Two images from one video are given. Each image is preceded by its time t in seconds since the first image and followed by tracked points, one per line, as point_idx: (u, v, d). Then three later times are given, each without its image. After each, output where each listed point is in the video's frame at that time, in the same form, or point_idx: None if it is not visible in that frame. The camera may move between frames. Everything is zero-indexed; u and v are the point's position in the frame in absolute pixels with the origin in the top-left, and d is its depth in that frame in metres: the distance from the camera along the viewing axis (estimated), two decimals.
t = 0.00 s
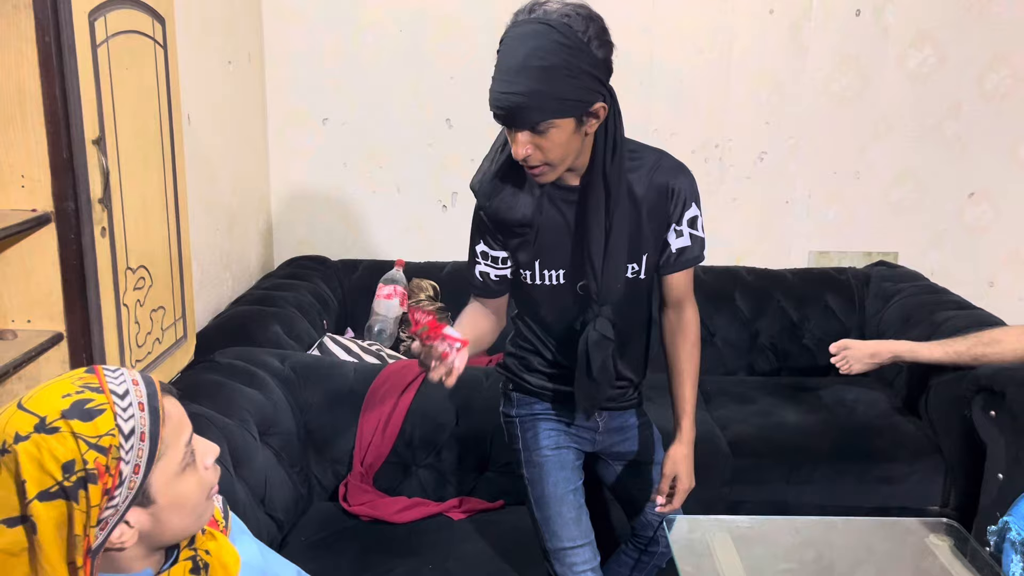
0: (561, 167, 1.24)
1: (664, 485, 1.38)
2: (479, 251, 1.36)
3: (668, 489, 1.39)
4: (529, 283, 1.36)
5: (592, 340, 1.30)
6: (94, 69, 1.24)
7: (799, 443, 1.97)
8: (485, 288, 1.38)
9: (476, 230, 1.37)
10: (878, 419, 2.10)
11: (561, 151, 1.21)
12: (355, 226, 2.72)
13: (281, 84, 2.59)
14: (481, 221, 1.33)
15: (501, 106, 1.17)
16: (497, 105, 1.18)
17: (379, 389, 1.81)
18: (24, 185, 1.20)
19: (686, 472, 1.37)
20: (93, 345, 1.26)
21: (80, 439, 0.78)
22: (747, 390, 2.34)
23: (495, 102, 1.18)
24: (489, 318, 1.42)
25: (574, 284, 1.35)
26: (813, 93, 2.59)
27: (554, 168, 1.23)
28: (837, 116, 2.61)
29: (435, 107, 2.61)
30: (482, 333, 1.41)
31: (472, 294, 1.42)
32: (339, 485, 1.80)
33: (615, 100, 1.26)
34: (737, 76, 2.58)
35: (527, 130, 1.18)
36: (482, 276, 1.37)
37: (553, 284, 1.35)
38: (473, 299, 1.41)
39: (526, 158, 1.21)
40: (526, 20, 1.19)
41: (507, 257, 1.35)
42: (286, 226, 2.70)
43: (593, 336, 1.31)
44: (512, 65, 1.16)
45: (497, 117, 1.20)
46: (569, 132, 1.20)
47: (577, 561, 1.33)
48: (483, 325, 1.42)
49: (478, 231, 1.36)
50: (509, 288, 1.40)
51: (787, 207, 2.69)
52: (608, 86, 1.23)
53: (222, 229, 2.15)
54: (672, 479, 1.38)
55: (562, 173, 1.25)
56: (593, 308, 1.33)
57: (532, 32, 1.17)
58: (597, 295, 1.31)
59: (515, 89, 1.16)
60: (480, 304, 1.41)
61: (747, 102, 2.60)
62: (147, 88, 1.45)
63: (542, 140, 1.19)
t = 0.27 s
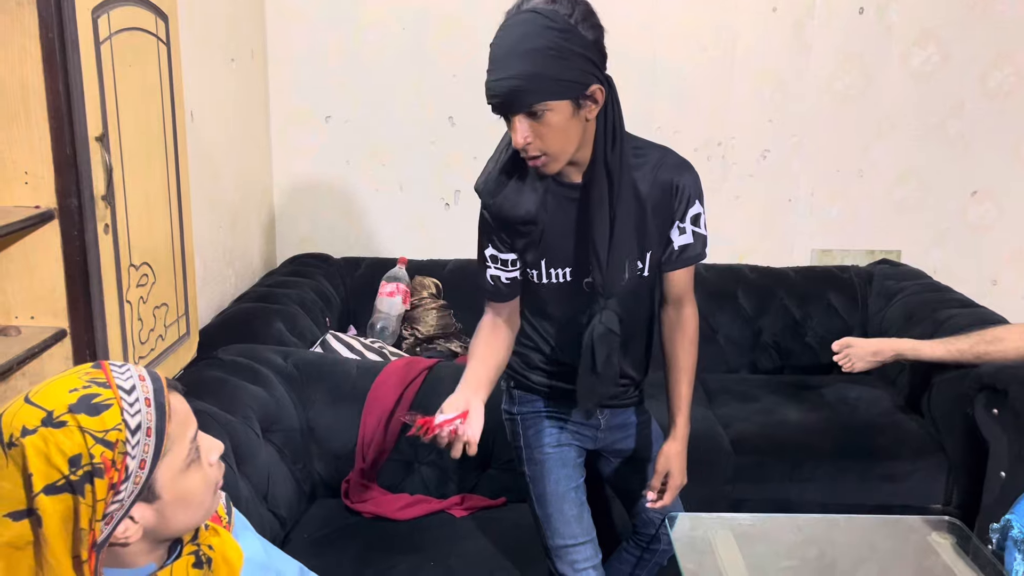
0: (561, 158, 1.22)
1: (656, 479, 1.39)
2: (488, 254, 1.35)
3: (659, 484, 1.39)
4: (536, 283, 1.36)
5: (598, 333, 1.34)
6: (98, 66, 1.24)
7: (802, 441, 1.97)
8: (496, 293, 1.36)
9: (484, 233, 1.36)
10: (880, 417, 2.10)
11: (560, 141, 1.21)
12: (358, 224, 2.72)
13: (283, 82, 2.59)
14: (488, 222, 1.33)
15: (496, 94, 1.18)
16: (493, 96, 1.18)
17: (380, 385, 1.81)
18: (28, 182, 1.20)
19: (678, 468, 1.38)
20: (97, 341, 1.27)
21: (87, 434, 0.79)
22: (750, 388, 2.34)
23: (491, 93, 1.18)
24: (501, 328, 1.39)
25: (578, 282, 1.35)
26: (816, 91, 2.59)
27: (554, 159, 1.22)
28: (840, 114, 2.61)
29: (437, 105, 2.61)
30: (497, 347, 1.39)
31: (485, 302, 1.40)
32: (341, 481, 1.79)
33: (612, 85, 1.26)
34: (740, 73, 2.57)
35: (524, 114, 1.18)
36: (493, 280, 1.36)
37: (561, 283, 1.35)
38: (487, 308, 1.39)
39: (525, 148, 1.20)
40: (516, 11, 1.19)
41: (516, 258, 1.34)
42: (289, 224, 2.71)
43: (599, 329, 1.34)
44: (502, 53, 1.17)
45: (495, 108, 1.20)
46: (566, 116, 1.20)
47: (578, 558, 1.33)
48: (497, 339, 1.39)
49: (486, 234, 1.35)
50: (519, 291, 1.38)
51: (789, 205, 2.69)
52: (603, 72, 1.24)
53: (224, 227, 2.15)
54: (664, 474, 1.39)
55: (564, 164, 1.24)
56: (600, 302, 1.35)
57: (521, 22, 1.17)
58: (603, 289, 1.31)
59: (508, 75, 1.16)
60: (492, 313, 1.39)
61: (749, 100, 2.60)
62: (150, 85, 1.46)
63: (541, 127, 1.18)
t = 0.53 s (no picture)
0: (562, 155, 1.22)
1: (659, 479, 1.39)
2: (490, 252, 1.35)
3: (662, 483, 1.39)
4: (539, 281, 1.36)
5: (593, 331, 1.34)
6: (100, 65, 1.24)
7: (803, 440, 1.97)
8: (499, 290, 1.37)
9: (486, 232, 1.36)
10: (881, 416, 2.10)
11: (562, 139, 1.20)
12: (359, 223, 2.72)
13: (285, 81, 2.59)
14: (490, 221, 1.33)
15: (498, 92, 1.18)
16: (495, 94, 1.18)
17: (382, 384, 1.82)
18: (30, 180, 1.20)
19: (683, 468, 1.38)
20: (99, 339, 1.28)
21: (89, 432, 0.79)
22: (751, 386, 2.34)
23: (493, 90, 1.18)
24: (504, 327, 1.40)
25: (580, 281, 1.35)
26: (818, 89, 2.59)
27: (556, 157, 1.22)
28: (841, 112, 2.61)
29: (439, 104, 2.61)
30: (501, 346, 1.39)
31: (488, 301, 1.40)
32: (343, 480, 1.80)
33: (614, 84, 1.26)
34: (741, 72, 2.57)
35: (526, 112, 1.18)
36: (495, 277, 1.36)
37: (563, 281, 1.36)
38: (490, 308, 1.40)
39: (527, 146, 1.20)
40: (518, 10, 1.20)
41: (518, 256, 1.34)
42: (290, 223, 2.71)
43: (595, 327, 1.35)
44: (503, 52, 1.17)
45: (496, 106, 1.20)
46: (567, 114, 1.20)
47: (579, 556, 1.34)
48: (501, 338, 1.40)
49: (488, 233, 1.35)
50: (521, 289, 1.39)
51: (791, 203, 2.69)
52: (607, 70, 1.23)
53: (226, 225, 2.16)
54: (669, 474, 1.38)
55: (564, 162, 1.24)
56: (597, 299, 1.36)
57: (522, 20, 1.18)
58: (600, 287, 1.31)
59: (509, 73, 1.16)
60: (495, 313, 1.40)
61: (751, 98, 2.60)
62: (152, 84, 1.46)
63: (542, 125, 1.18)
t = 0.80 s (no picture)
0: (562, 154, 1.22)
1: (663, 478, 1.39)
2: (490, 249, 1.35)
3: (666, 482, 1.39)
4: (539, 278, 1.36)
5: (585, 328, 1.31)
6: (99, 63, 1.24)
7: (803, 438, 1.97)
8: (499, 288, 1.37)
9: (486, 229, 1.36)
10: (882, 414, 2.10)
11: (562, 138, 1.20)
12: (360, 221, 2.72)
13: (285, 80, 2.59)
14: (491, 218, 1.33)
15: (499, 90, 1.18)
16: (497, 92, 1.18)
17: (382, 383, 1.82)
18: (30, 179, 1.21)
19: (686, 466, 1.37)
20: (99, 337, 1.27)
21: (71, 477, 0.71)
22: (751, 384, 2.34)
23: (494, 89, 1.18)
24: (504, 325, 1.40)
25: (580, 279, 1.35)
26: (818, 88, 2.59)
27: (555, 154, 1.21)
28: (841, 110, 2.61)
29: (439, 102, 2.61)
30: (501, 343, 1.40)
31: (488, 299, 1.40)
32: (343, 478, 1.80)
33: (615, 83, 1.26)
34: (741, 70, 2.57)
35: (528, 111, 1.18)
36: (495, 274, 1.36)
37: (563, 279, 1.36)
38: (490, 304, 1.40)
39: (528, 144, 1.20)
40: (521, 8, 1.20)
41: (518, 254, 1.34)
42: (291, 221, 2.71)
43: (587, 323, 1.31)
44: (505, 50, 1.17)
45: (497, 104, 1.20)
46: (569, 113, 1.19)
47: (580, 553, 1.34)
48: (501, 335, 1.40)
49: (489, 230, 1.35)
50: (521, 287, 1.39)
51: (791, 201, 2.69)
52: (607, 69, 1.24)
53: (226, 224, 2.16)
54: (672, 472, 1.38)
55: (564, 159, 1.23)
56: (590, 297, 1.33)
57: (524, 18, 1.18)
58: (594, 284, 1.31)
59: (511, 71, 1.16)
60: (495, 310, 1.39)
61: (751, 97, 2.60)
62: (152, 83, 1.46)
63: (543, 124, 1.18)
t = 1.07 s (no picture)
0: (562, 152, 1.22)
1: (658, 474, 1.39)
2: (489, 247, 1.35)
3: (661, 478, 1.39)
4: (538, 276, 1.36)
5: (595, 328, 1.31)
6: (96, 61, 1.24)
7: (802, 436, 1.97)
8: (498, 285, 1.36)
9: (484, 227, 1.35)
10: (880, 411, 2.10)
11: (562, 136, 1.20)
12: (358, 219, 2.72)
13: (283, 77, 2.59)
14: (490, 215, 1.32)
15: (500, 88, 1.17)
16: (497, 90, 1.18)
17: (381, 380, 1.81)
18: (26, 176, 1.20)
19: (681, 463, 1.37)
20: (96, 335, 1.26)
21: (65, 486, 0.71)
22: (750, 382, 2.34)
23: (495, 86, 1.18)
24: (503, 322, 1.40)
25: (579, 277, 1.35)
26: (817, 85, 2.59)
27: (556, 152, 1.21)
28: (839, 107, 2.61)
29: (437, 100, 2.60)
30: (501, 340, 1.40)
31: (487, 295, 1.40)
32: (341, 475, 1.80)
33: (615, 81, 1.26)
34: (740, 68, 2.57)
35: (528, 109, 1.17)
36: (494, 272, 1.35)
37: (562, 277, 1.35)
38: (489, 300, 1.39)
39: (528, 143, 1.20)
40: (521, 4, 1.19)
41: (517, 251, 1.34)
42: (289, 219, 2.71)
43: (596, 323, 1.31)
44: (505, 48, 1.17)
45: (498, 102, 1.20)
46: (570, 111, 1.19)
47: (578, 551, 1.34)
48: (501, 332, 1.40)
49: (487, 227, 1.35)
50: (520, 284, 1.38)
51: (789, 199, 2.69)
52: (608, 66, 1.23)
53: (224, 221, 2.15)
54: (667, 468, 1.38)
55: (564, 157, 1.23)
56: (596, 296, 1.33)
57: (525, 15, 1.17)
58: (600, 283, 1.30)
59: (512, 69, 1.16)
60: (494, 306, 1.39)
61: (749, 94, 2.59)
62: (149, 80, 1.45)
63: (544, 122, 1.18)
